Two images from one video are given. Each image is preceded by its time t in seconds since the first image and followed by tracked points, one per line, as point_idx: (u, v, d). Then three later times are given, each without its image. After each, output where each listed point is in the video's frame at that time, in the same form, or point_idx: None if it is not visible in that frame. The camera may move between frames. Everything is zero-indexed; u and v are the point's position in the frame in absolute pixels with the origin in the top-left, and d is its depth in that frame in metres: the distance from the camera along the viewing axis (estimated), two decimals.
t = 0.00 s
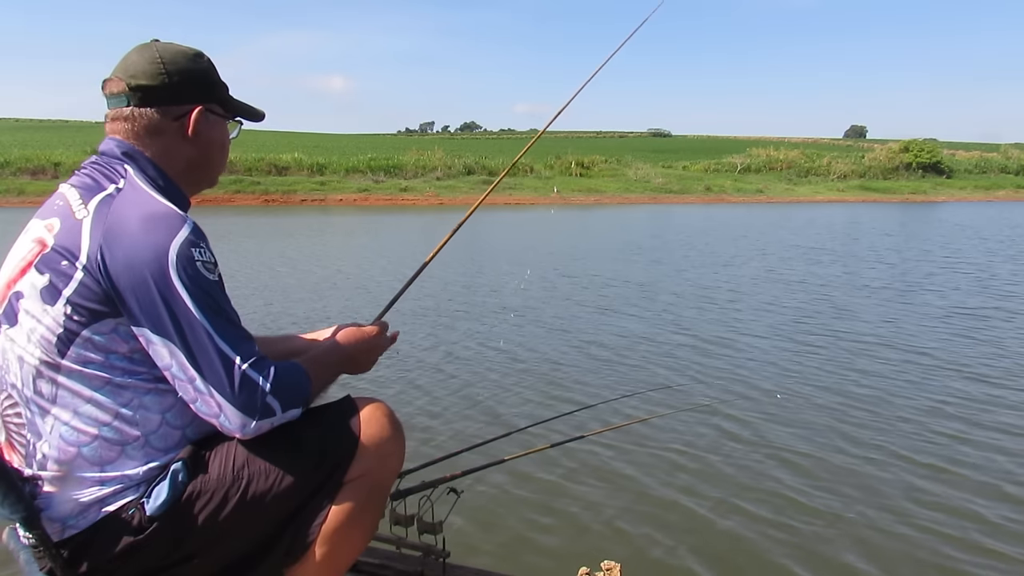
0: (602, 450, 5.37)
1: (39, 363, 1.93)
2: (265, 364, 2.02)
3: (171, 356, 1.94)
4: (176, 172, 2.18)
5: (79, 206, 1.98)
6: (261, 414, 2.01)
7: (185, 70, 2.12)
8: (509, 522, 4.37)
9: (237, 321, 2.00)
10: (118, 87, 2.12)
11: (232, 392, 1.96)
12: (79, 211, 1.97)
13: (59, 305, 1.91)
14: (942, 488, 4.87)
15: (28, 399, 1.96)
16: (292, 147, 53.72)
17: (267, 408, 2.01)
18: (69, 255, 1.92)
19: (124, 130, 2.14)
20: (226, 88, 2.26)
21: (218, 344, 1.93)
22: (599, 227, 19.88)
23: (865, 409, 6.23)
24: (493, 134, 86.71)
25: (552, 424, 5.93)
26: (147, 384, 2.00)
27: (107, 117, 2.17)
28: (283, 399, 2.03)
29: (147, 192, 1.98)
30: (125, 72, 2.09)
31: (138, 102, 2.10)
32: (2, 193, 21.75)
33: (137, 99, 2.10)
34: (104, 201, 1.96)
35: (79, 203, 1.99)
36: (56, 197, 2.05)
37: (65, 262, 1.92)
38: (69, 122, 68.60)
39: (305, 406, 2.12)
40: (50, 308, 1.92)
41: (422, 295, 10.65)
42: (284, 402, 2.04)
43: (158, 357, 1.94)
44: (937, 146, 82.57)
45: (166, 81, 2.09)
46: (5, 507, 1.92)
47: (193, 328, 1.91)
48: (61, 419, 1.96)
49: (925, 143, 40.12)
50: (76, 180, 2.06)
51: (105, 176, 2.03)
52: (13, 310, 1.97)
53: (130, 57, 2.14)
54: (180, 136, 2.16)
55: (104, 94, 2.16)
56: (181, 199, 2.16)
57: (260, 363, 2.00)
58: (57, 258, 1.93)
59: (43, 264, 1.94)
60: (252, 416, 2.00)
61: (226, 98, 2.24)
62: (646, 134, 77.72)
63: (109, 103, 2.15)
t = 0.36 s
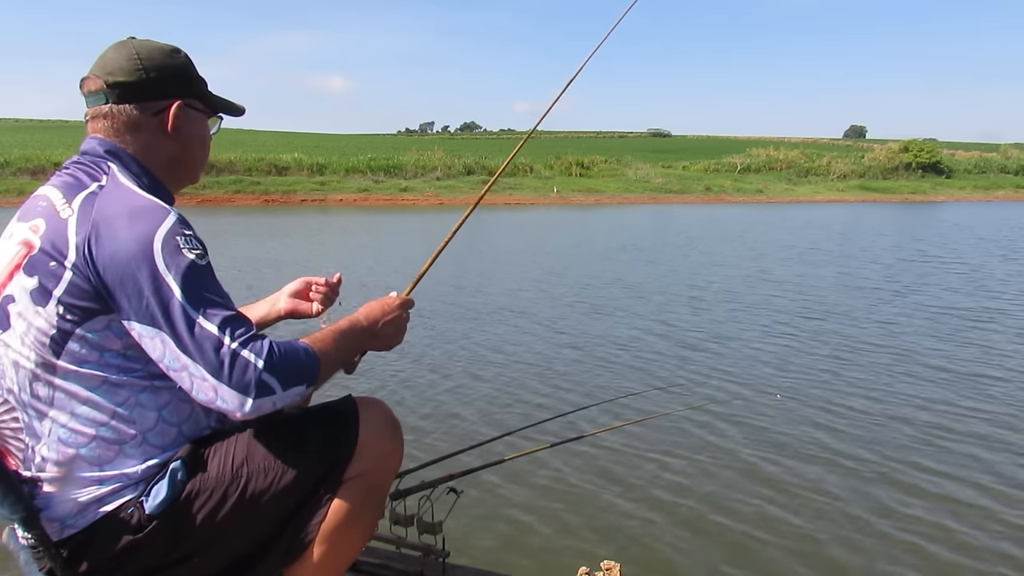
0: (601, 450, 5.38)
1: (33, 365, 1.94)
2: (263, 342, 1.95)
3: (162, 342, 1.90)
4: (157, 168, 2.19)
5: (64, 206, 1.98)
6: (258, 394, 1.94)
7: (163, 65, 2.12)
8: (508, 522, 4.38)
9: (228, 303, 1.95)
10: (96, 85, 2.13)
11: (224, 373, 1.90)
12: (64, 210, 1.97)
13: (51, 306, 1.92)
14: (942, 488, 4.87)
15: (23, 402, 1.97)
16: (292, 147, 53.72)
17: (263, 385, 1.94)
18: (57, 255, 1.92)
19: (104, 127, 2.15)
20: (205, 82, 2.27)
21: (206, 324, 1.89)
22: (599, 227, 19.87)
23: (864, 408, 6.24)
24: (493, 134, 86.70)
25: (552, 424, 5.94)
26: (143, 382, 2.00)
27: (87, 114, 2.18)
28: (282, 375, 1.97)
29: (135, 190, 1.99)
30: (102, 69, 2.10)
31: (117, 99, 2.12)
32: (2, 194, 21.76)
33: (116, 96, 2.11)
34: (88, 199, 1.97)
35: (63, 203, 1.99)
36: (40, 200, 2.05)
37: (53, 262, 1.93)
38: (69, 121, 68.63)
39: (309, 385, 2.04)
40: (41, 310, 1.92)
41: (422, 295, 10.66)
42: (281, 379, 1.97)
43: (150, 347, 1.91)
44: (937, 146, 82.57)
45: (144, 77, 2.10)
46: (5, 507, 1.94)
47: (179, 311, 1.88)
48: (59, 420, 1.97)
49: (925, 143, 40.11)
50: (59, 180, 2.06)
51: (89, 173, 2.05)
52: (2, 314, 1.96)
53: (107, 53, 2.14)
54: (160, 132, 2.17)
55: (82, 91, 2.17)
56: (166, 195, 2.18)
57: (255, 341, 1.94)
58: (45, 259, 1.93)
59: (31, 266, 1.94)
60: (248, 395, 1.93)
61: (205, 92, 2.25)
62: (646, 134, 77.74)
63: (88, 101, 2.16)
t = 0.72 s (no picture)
0: (602, 450, 5.38)
1: (35, 365, 1.92)
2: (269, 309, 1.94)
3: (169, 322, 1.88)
4: (142, 164, 2.19)
5: (59, 204, 1.97)
6: (269, 358, 1.91)
7: (154, 63, 2.13)
8: (509, 522, 4.37)
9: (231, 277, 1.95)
10: (88, 76, 2.14)
11: (234, 343, 1.88)
12: (59, 208, 1.96)
13: (54, 305, 1.91)
14: (942, 488, 4.87)
15: (24, 403, 1.96)
16: (292, 146, 53.74)
17: (273, 350, 1.91)
18: (56, 253, 1.91)
19: (92, 119, 2.16)
20: (199, 88, 2.27)
21: (210, 296, 1.87)
22: (599, 227, 19.87)
23: (865, 409, 6.24)
24: (494, 134, 86.69)
25: (552, 425, 5.94)
26: (145, 380, 2.00)
27: (78, 106, 2.19)
28: (293, 339, 1.94)
29: (132, 185, 2.00)
30: (96, 62, 2.11)
31: (106, 92, 2.12)
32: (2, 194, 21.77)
33: (105, 88, 2.12)
34: (83, 194, 1.96)
35: (58, 201, 1.97)
36: (32, 200, 2.02)
37: (53, 261, 1.91)
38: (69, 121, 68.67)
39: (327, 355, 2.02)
40: (44, 309, 1.91)
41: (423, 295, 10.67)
42: (292, 344, 1.94)
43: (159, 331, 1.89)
44: (937, 145, 82.54)
45: (133, 73, 2.10)
46: (6, 507, 1.94)
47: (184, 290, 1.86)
48: (61, 419, 1.97)
49: (925, 143, 40.09)
50: (52, 179, 2.05)
51: (78, 167, 2.05)
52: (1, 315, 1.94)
53: (103, 48, 2.16)
54: (146, 129, 2.17)
55: (76, 82, 2.18)
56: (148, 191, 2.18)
57: (261, 309, 1.92)
58: (44, 258, 1.92)
59: (29, 266, 1.92)
60: (261, 359, 1.90)
61: (196, 95, 2.25)
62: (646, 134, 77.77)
63: (81, 92, 2.18)
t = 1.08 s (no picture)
0: (601, 449, 5.40)
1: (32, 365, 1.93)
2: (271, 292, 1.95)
3: (172, 311, 1.89)
4: (134, 165, 2.19)
5: (53, 204, 1.97)
6: (272, 338, 1.90)
7: (156, 67, 2.15)
8: (508, 522, 4.38)
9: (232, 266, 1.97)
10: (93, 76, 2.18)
11: (237, 324, 1.89)
12: (53, 208, 1.97)
13: (51, 305, 1.91)
14: (941, 487, 4.89)
15: (21, 403, 1.97)
16: (292, 146, 53.77)
17: (277, 330, 1.91)
18: (52, 253, 1.92)
19: (90, 116, 2.18)
20: (201, 101, 2.29)
21: (209, 280, 1.89)
22: (600, 227, 19.89)
23: (865, 408, 6.25)
24: (494, 134, 86.70)
25: (551, 424, 5.95)
26: (141, 376, 2.01)
27: (80, 104, 2.22)
28: (293, 322, 1.93)
29: (128, 184, 2.02)
30: (102, 62, 2.15)
31: (105, 89, 2.14)
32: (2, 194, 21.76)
33: (105, 86, 2.14)
34: (77, 193, 1.98)
35: (51, 201, 1.98)
36: (24, 201, 2.02)
37: (50, 260, 1.92)
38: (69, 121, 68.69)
39: (333, 347, 1.97)
40: (40, 309, 1.91)
41: (423, 295, 10.68)
42: (295, 324, 1.93)
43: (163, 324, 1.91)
44: (937, 145, 82.57)
45: (133, 73, 2.13)
46: (6, 507, 1.95)
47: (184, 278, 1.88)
48: (59, 418, 1.97)
49: (925, 143, 40.11)
50: (44, 180, 2.05)
51: (74, 164, 2.06)
52: None
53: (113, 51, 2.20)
54: (140, 131, 2.18)
55: (83, 81, 2.22)
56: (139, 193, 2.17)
57: (264, 291, 1.93)
58: (40, 258, 1.92)
59: (26, 267, 1.92)
60: (264, 338, 1.89)
61: (196, 105, 2.26)
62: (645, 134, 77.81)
63: (86, 91, 2.21)
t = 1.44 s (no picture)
0: (601, 449, 5.40)
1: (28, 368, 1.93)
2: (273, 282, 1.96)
3: (173, 306, 1.90)
4: (131, 166, 2.19)
5: (47, 206, 1.97)
6: (276, 328, 1.92)
7: (158, 69, 2.16)
8: (509, 522, 4.38)
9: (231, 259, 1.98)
10: (95, 75, 2.19)
11: (241, 316, 1.90)
12: (48, 210, 1.97)
13: (45, 308, 1.91)
14: (943, 487, 4.89)
15: (18, 405, 1.98)
16: (292, 145, 53.78)
17: (280, 320, 1.92)
18: (47, 255, 1.92)
19: (91, 115, 2.18)
20: (203, 105, 2.29)
21: (210, 274, 1.91)
22: (600, 227, 19.89)
23: (865, 408, 6.25)
24: (494, 134, 86.70)
25: (552, 424, 5.95)
26: (137, 378, 2.01)
27: (82, 103, 2.23)
28: (296, 314, 1.94)
29: (124, 185, 2.03)
30: (104, 62, 2.16)
31: (105, 89, 2.15)
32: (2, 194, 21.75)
33: (105, 85, 2.15)
34: (71, 194, 1.98)
35: (46, 203, 1.98)
36: (19, 203, 2.02)
37: (45, 262, 1.92)
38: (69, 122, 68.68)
39: (337, 339, 1.98)
40: (35, 312, 1.91)
41: (422, 294, 10.68)
42: (299, 314, 1.94)
43: (164, 321, 1.91)
44: (937, 144, 82.54)
45: (134, 75, 2.13)
46: (6, 507, 1.98)
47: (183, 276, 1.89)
48: (56, 420, 1.98)
49: (925, 143, 40.10)
50: (39, 181, 2.05)
51: (73, 164, 2.07)
52: None
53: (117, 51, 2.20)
54: (139, 131, 2.18)
55: (85, 80, 2.23)
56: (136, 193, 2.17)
57: (268, 282, 1.95)
58: (35, 260, 1.92)
59: (20, 269, 1.92)
60: (269, 329, 1.91)
61: (197, 108, 2.26)
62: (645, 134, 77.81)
63: (88, 91, 2.22)
